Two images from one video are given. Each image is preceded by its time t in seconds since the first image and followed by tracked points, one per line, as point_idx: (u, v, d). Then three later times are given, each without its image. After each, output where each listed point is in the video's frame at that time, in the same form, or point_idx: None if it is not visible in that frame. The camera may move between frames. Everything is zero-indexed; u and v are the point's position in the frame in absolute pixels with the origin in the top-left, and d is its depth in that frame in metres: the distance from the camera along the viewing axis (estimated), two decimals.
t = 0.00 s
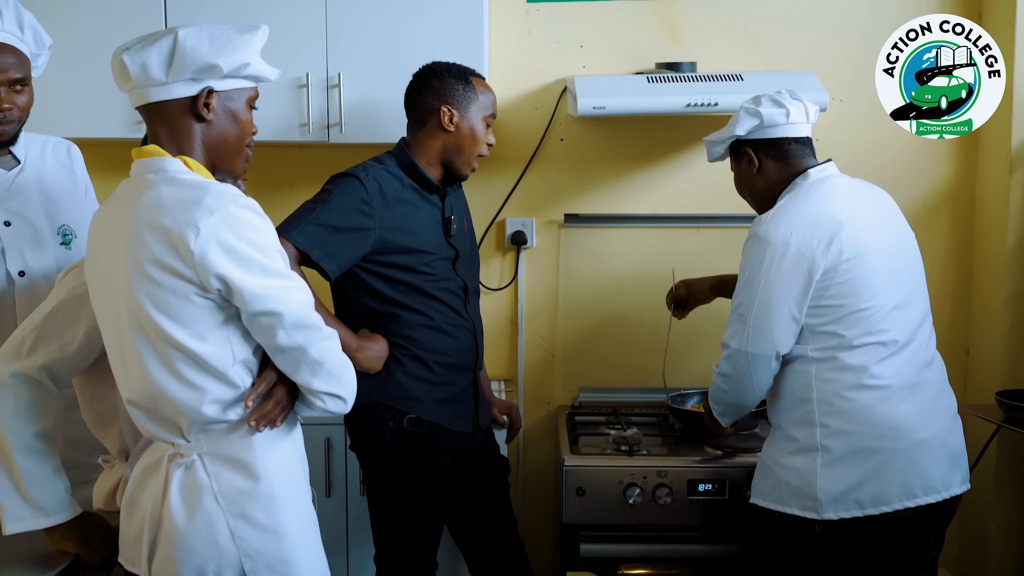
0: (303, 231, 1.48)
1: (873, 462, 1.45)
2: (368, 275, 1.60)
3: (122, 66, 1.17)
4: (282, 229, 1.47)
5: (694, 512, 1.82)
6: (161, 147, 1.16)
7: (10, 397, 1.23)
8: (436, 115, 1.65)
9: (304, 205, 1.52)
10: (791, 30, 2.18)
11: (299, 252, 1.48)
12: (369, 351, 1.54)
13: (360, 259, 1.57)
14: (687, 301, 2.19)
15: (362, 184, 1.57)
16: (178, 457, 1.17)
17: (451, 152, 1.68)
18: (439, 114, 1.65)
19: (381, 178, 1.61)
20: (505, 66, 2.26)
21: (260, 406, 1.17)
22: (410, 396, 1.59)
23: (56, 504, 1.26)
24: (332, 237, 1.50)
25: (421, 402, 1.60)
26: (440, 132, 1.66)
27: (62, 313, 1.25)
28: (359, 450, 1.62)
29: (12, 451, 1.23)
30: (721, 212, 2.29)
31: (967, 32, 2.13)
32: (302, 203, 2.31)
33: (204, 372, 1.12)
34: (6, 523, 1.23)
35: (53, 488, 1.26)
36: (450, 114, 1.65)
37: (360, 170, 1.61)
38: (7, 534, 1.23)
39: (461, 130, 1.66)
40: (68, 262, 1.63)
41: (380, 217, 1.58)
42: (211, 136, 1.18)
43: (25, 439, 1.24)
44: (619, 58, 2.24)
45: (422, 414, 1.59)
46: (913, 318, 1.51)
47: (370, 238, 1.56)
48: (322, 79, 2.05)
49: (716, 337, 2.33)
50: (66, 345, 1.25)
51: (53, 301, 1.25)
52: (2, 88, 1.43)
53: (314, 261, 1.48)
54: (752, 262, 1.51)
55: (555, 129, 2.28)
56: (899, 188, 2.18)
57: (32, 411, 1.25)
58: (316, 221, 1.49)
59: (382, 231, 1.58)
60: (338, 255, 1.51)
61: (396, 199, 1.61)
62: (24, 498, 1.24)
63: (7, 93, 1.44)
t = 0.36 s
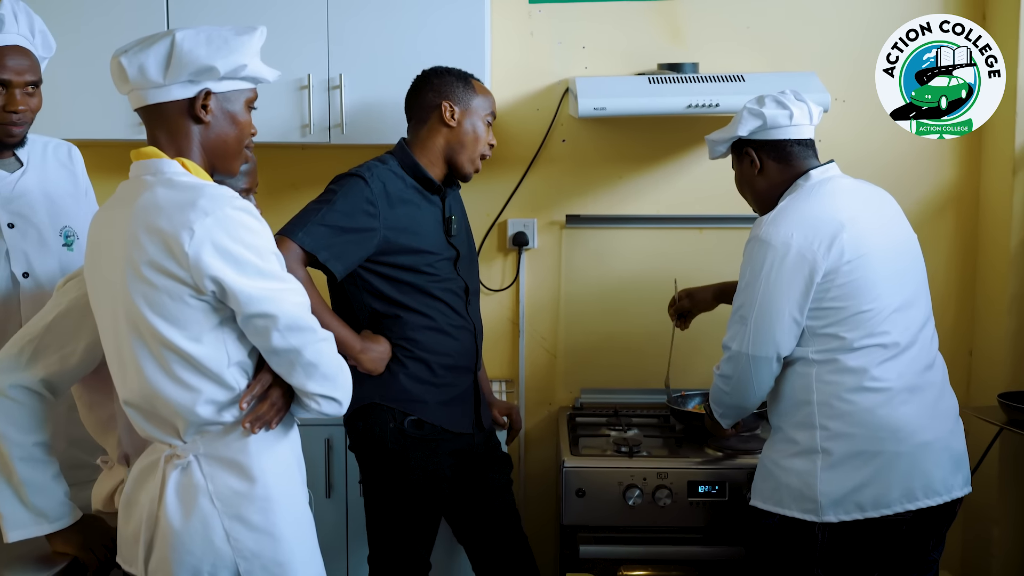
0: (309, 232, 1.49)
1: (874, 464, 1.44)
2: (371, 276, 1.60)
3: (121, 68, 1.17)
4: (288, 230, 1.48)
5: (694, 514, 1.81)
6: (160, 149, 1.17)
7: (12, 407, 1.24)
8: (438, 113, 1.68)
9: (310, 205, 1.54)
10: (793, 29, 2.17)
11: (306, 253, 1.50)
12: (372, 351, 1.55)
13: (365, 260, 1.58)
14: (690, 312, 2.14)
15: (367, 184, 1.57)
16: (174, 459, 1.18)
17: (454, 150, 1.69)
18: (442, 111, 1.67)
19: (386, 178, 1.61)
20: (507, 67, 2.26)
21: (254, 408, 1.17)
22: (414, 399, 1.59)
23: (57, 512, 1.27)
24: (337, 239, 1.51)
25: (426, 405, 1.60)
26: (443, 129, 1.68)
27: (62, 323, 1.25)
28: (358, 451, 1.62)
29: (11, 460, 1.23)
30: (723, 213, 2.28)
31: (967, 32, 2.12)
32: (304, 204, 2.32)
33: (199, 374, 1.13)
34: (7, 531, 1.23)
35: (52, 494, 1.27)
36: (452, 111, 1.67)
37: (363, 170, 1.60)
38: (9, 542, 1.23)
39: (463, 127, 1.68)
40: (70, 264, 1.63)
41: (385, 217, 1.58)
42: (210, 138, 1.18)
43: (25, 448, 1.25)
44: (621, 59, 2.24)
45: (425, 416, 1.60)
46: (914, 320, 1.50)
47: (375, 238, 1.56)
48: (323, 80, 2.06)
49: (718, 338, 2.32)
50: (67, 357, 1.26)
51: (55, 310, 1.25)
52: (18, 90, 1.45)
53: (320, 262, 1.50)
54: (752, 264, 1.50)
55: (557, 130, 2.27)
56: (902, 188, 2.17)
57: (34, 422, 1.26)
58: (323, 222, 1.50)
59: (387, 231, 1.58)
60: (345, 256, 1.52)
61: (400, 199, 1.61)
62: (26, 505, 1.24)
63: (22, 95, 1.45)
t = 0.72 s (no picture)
0: (309, 225, 1.49)
1: (871, 464, 1.44)
2: (370, 273, 1.60)
3: (118, 65, 1.17)
4: (288, 224, 1.48)
5: (692, 513, 1.81)
6: (156, 146, 1.16)
7: (7, 412, 1.23)
8: (441, 112, 1.68)
9: (310, 200, 1.53)
10: (792, 28, 2.17)
11: (305, 247, 1.49)
12: (368, 349, 1.55)
13: (363, 256, 1.57)
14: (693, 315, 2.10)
15: (368, 180, 1.57)
16: (168, 457, 1.17)
17: (457, 150, 1.69)
18: (445, 110, 1.67)
19: (386, 175, 1.60)
20: (505, 66, 2.26)
21: (248, 408, 1.17)
22: (409, 398, 1.59)
23: (52, 512, 1.27)
24: (337, 233, 1.51)
25: (421, 404, 1.60)
26: (446, 128, 1.68)
27: (54, 325, 1.25)
28: (352, 449, 1.62)
29: (5, 463, 1.23)
30: (721, 212, 2.28)
31: (967, 32, 2.12)
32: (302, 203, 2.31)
33: (192, 372, 1.12)
34: (4, 533, 1.23)
35: (45, 495, 1.27)
36: (455, 111, 1.67)
37: (364, 166, 1.60)
38: (5, 544, 1.22)
39: (466, 127, 1.68)
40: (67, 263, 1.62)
41: (385, 213, 1.57)
42: (207, 136, 1.18)
43: (18, 450, 1.25)
44: (619, 58, 2.23)
45: (419, 415, 1.59)
46: (913, 320, 1.50)
47: (374, 233, 1.56)
48: (321, 79, 2.05)
49: (717, 338, 2.31)
50: (58, 362, 1.25)
51: (47, 313, 1.24)
52: (21, 89, 1.43)
53: (320, 257, 1.49)
54: (751, 263, 1.49)
55: (555, 129, 2.27)
56: (901, 188, 2.16)
57: (29, 424, 1.26)
58: (322, 216, 1.49)
59: (386, 228, 1.58)
60: (345, 251, 1.52)
61: (401, 197, 1.61)
62: (20, 506, 1.24)
63: (26, 95, 1.44)
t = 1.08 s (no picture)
0: (306, 221, 1.50)
1: (873, 465, 1.44)
2: (367, 272, 1.61)
3: (123, 66, 1.17)
4: (286, 219, 1.49)
5: (694, 513, 1.81)
6: (161, 147, 1.17)
7: (8, 414, 1.24)
8: (444, 112, 1.68)
9: (309, 198, 1.55)
10: (795, 29, 2.17)
11: (302, 243, 1.50)
12: (365, 347, 1.56)
13: (359, 254, 1.58)
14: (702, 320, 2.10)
15: (367, 179, 1.58)
16: (171, 458, 1.18)
17: (459, 150, 1.68)
18: (447, 110, 1.67)
19: (386, 174, 1.61)
20: (507, 67, 2.26)
21: (251, 409, 1.17)
22: (403, 396, 1.59)
23: (54, 511, 1.27)
24: (334, 230, 1.51)
25: (414, 402, 1.60)
26: (448, 128, 1.68)
27: (54, 326, 1.25)
28: (352, 448, 1.62)
29: (6, 463, 1.23)
30: (723, 212, 2.28)
31: (966, 32, 2.12)
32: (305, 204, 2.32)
33: (196, 373, 1.13)
34: (6, 532, 1.24)
35: (46, 495, 1.27)
36: (458, 111, 1.67)
37: (364, 166, 1.61)
38: (8, 543, 1.23)
39: (468, 127, 1.67)
40: (71, 263, 1.63)
41: (383, 212, 1.58)
42: (211, 137, 1.18)
43: (19, 450, 1.25)
44: (621, 58, 2.23)
45: (414, 414, 1.59)
46: (914, 321, 1.50)
47: (372, 231, 1.56)
48: (323, 80, 2.06)
49: (718, 338, 2.32)
50: (55, 364, 1.26)
51: (46, 314, 1.25)
52: (30, 90, 1.44)
53: (316, 252, 1.50)
54: (753, 265, 1.50)
55: (557, 130, 2.27)
56: (903, 189, 2.16)
57: (30, 424, 1.26)
58: (322, 212, 1.50)
59: (384, 226, 1.58)
60: (341, 248, 1.52)
61: (401, 197, 1.61)
62: (22, 506, 1.25)
63: (34, 96, 1.44)
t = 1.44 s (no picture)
0: (292, 220, 1.50)
1: (849, 459, 1.47)
2: (350, 270, 1.62)
3: (109, 65, 1.18)
4: (270, 218, 1.49)
5: (676, 508, 1.84)
6: (148, 146, 1.18)
7: None
8: (428, 112, 1.70)
9: (294, 196, 1.55)
10: (776, 30, 2.20)
11: (288, 240, 1.50)
12: (347, 344, 1.57)
13: (343, 253, 1.59)
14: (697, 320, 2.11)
15: (351, 177, 1.59)
16: (158, 455, 1.19)
17: (442, 149, 1.71)
18: (432, 110, 1.69)
19: (370, 173, 1.62)
20: (491, 67, 2.28)
21: (238, 405, 1.19)
22: (386, 392, 1.61)
23: (39, 508, 1.28)
24: (320, 228, 1.52)
25: (398, 399, 1.62)
26: (432, 128, 1.70)
27: (36, 322, 1.26)
28: (334, 445, 1.64)
29: None
30: (703, 212, 2.31)
31: (967, 32, 2.11)
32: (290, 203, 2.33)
33: (183, 370, 1.14)
34: None
35: (31, 491, 1.28)
36: (442, 111, 1.69)
37: (349, 164, 1.62)
38: None
39: (451, 127, 1.70)
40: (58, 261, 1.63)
41: (367, 210, 1.59)
42: (198, 136, 1.19)
43: (4, 448, 1.26)
44: (604, 59, 2.26)
45: (396, 410, 1.61)
46: (888, 318, 1.53)
47: (356, 229, 1.57)
48: (307, 80, 2.07)
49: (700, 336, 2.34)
50: (38, 361, 1.27)
51: (27, 312, 1.26)
52: (16, 90, 1.44)
53: (301, 249, 1.50)
54: (731, 264, 1.53)
55: (541, 130, 2.29)
56: (879, 188, 2.20)
57: (13, 422, 1.27)
58: (308, 210, 1.51)
59: (368, 224, 1.60)
60: (325, 245, 1.53)
61: (384, 196, 1.63)
62: (7, 504, 1.26)
63: (20, 96, 1.45)
